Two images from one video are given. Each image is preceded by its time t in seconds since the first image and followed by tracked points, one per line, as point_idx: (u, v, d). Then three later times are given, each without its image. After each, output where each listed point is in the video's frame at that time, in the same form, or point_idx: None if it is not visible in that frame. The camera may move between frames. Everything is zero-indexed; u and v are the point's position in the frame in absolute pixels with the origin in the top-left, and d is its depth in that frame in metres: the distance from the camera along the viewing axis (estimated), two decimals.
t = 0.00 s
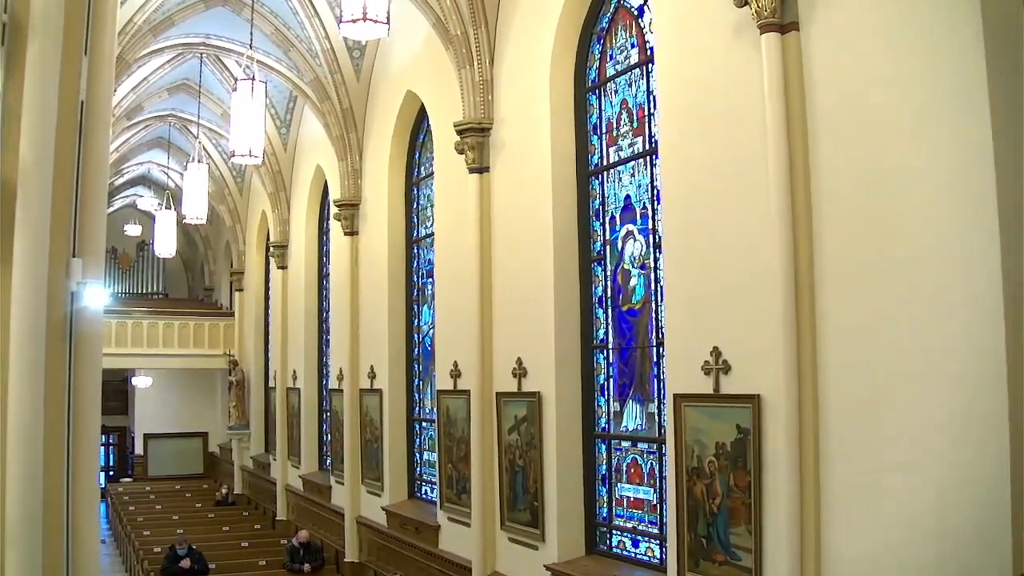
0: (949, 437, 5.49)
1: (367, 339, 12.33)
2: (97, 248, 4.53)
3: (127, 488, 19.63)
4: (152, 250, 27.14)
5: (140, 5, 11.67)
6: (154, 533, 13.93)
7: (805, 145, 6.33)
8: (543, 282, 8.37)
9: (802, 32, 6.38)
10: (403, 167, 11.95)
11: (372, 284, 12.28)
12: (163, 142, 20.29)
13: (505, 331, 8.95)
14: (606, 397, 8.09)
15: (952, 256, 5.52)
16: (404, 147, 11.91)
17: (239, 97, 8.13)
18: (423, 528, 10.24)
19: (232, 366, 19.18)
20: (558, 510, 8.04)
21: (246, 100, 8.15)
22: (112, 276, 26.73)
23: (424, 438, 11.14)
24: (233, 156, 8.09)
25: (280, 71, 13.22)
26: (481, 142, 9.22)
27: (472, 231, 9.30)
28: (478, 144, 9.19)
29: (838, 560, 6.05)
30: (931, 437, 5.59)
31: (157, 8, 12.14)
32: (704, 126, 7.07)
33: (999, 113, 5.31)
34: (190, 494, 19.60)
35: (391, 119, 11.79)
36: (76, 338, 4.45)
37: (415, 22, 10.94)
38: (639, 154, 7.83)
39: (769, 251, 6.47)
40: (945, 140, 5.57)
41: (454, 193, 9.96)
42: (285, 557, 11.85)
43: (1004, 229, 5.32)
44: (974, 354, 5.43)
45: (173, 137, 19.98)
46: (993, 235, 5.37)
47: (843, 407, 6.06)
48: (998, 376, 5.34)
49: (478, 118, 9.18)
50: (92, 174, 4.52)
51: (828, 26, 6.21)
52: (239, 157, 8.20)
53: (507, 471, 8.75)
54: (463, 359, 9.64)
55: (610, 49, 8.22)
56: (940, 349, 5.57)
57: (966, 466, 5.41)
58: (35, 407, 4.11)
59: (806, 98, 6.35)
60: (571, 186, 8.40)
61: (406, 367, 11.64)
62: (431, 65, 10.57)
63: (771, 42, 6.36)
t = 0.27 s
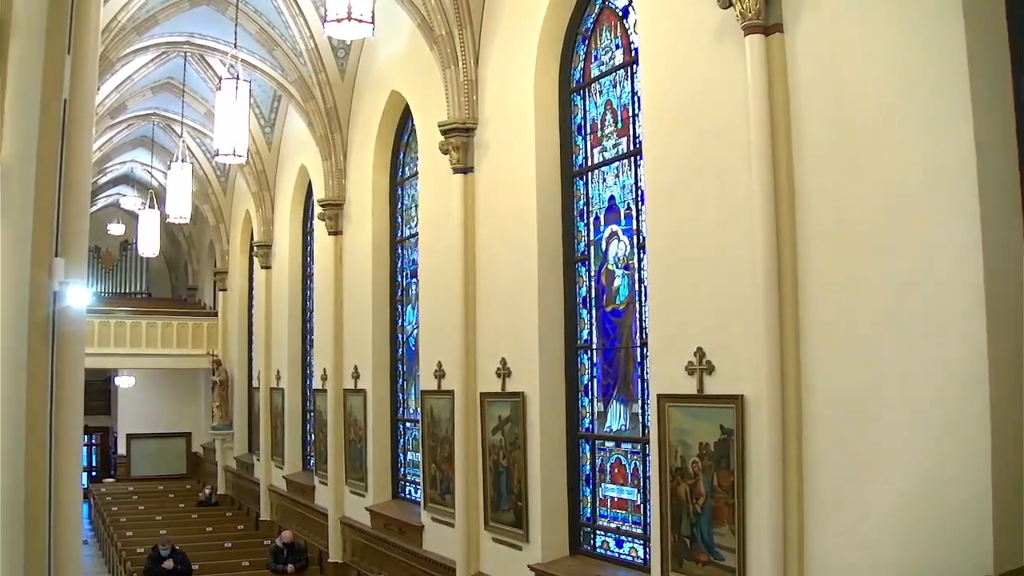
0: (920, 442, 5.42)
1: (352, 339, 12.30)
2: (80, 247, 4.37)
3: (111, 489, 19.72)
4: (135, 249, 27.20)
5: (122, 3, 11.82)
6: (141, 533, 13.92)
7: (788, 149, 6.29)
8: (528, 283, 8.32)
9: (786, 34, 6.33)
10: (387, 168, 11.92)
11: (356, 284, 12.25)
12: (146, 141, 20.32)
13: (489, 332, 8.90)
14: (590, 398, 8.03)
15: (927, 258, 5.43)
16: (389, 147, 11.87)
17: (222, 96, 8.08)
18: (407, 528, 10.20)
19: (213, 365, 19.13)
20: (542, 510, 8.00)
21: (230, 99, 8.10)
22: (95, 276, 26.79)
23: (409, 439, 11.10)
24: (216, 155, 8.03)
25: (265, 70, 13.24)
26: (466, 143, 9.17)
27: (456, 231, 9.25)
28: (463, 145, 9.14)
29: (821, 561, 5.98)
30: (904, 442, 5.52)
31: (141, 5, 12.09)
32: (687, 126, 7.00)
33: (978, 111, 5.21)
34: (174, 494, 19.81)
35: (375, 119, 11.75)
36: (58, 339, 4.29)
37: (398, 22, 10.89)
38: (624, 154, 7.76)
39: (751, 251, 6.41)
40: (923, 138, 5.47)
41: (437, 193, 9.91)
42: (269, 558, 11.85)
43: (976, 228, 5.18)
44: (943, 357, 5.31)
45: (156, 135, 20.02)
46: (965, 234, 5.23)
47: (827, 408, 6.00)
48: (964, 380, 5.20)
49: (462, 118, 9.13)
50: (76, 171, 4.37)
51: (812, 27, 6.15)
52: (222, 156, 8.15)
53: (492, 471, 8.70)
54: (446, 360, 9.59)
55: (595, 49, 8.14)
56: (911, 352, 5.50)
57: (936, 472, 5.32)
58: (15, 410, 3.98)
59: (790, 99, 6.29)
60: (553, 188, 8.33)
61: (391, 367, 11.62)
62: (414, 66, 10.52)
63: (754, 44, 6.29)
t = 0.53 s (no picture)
0: (898, 443, 5.45)
1: (333, 339, 12.28)
2: (59, 243, 4.37)
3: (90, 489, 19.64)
4: (115, 249, 27.09)
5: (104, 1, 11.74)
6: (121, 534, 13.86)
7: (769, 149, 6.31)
8: (509, 283, 8.32)
9: (768, 36, 6.35)
10: (369, 167, 11.90)
11: (338, 284, 12.22)
12: (128, 139, 20.26)
13: (471, 332, 8.89)
14: (572, 398, 8.03)
15: (906, 259, 5.46)
16: (371, 147, 11.85)
17: (203, 95, 8.05)
18: (388, 528, 10.18)
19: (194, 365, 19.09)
20: (523, 510, 8.00)
21: (211, 98, 8.07)
22: (75, 275, 26.67)
23: (390, 439, 11.09)
24: (197, 154, 8.01)
25: (247, 69, 13.22)
26: (448, 143, 9.16)
27: (438, 231, 9.24)
28: (445, 145, 9.13)
29: (801, 561, 6.00)
30: (882, 443, 5.55)
31: (123, 4, 12.03)
32: (669, 127, 7.02)
33: (957, 113, 5.25)
34: (155, 495, 19.81)
35: (358, 119, 11.73)
36: (38, 337, 4.27)
37: (380, 21, 10.87)
38: (606, 155, 7.77)
39: (733, 251, 6.42)
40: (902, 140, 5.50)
41: (419, 193, 9.90)
42: (250, 559, 11.82)
43: (954, 230, 5.21)
44: (923, 357, 5.35)
45: (137, 134, 19.96)
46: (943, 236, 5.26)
47: (807, 409, 6.02)
48: (944, 380, 5.23)
49: (445, 118, 9.12)
50: (57, 168, 4.36)
51: (794, 29, 6.17)
52: (203, 155, 8.13)
53: (474, 472, 8.69)
54: (427, 360, 9.59)
55: (577, 50, 8.15)
56: (891, 353, 5.53)
57: (915, 472, 5.35)
58: None
59: (771, 100, 6.31)
60: (534, 188, 8.34)
61: (372, 368, 11.60)
62: (396, 65, 10.51)
63: (736, 45, 6.31)
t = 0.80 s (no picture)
0: (876, 443, 5.48)
1: (313, 339, 12.25)
2: (38, 242, 4.06)
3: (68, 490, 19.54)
4: (93, 248, 26.93)
5: None
6: (99, 534, 13.78)
7: (748, 151, 6.34)
8: (489, 283, 8.32)
9: (748, 38, 6.37)
10: (349, 167, 11.87)
11: (318, 284, 12.19)
12: (107, 138, 20.13)
13: (451, 333, 8.89)
14: (551, 398, 8.04)
15: (883, 260, 5.50)
16: (351, 146, 11.82)
17: (183, 94, 8.01)
18: (368, 529, 10.16)
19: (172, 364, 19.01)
20: (503, 510, 8.00)
21: (191, 97, 8.03)
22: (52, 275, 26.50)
23: (369, 439, 11.07)
24: (177, 153, 7.98)
25: (226, 68, 13.18)
26: (428, 143, 9.15)
27: (418, 232, 9.22)
28: (425, 145, 9.12)
29: (779, 561, 6.03)
30: (859, 443, 5.58)
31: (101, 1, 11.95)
32: (648, 128, 7.03)
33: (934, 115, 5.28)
34: (134, 495, 19.76)
35: (338, 118, 11.70)
36: (14, 345, 3.95)
37: (360, 21, 10.85)
38: (586, 156, 7.78)
39: (711, 252, 6.45)
40: (880, 141, 5.54)
41: (399, 194, 9.88)
42: (229, 559, 11.79)
43: (931, 231, 5.25)
44: (900, 358, 5.38)
45: (116, 133, 19.85)
46: (921, 237, 5.30)
47: (786, 409, 6.05)
48: (920, 380, 5.27)
49: (425, 118, 9.11)
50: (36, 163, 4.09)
51: (773, 30, 6.20)
52: (183, 154, 8.09)
53: (453, 472, 8.69)
54: (407, 360, 9.58)
55: (558, 51, 8.15)
56: (869, 353, 5.55)
57: (893, 472, 5.38)
58: None
59: (749, 101, 6.34)
60: (515, 189, 8.34)
61: (351, 368, 11.58)
62: (376, 65, 10.49)
63: (716, 47, 6.33)
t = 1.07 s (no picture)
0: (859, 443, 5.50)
1: (296, 340, 12.24)
2: (18, 243, 4.46)
3: (50, 490, 19.47)
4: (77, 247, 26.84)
5: None
6: (81, 535, 13.73)
7: (732, 152, 6.35)
8: (473, 283, 8.31)
9: (732, 39, 6.39)
10: (333, 167, 11.85)
11: (301, 284, 12.18)
12: (89, 137, 20.06)
13: (435, 333, 8.89)
14: (535, 399, 8.04)
15: (867, 260, 5.51)
16: (335, 146, 11.81)
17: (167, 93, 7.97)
18: (351, 530, 10.15)
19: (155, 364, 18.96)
20: (486, 511, 8.01)
21: (175, 95, 8.01)
22: (35, 274, 26.39)
23: (352, 439, 11.07)
24: (160, 152, 7.96)
25: (210, 67, 13.17)
26: (412, 143, 9.14)
27: (401, 232, 9.22)
28: (410, 145, 9.12)
29: (762, 561, 6.04)
30: (842, 443, 5.60)
31: None
32: (633, 129, 7.05)
33: (917, 116, 5.31)
34: (116, 496, 19.74)
35: (322, 118, 11.68)
36: None
37: (344, 20, 10.83)
38: (570, 156, 7.78)
39: (695, 253, 6.46)
40: (863, 142, 5.56)
41: (383, 194, 9.88)
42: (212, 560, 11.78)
43: (913, 232, 5.27)
44: (883, 358, 5.40)
45: (99, 131, 19.78)
46: (903, 238, 5.32)
47: (769, 409, 6.06)
48: (903, 380, 5.28)
49: (409, 118, 9.10)
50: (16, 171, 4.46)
51: (757, 32, 6.22)
52: (166, 153, 8.06)
53: (437, 472, 8.69)
54: (390, 360, 9.58)
55: (542, 51, 8.16)
56: (851, 354, 5.58)
57: (876, 472, 5.40)
58: None
59: (734, 102, 6.36)
60: (499, 189, 8.34)
61: (335, 368, 11.57)
62: (361, 65, 10.47)
63: (700, 48, 6.34)
